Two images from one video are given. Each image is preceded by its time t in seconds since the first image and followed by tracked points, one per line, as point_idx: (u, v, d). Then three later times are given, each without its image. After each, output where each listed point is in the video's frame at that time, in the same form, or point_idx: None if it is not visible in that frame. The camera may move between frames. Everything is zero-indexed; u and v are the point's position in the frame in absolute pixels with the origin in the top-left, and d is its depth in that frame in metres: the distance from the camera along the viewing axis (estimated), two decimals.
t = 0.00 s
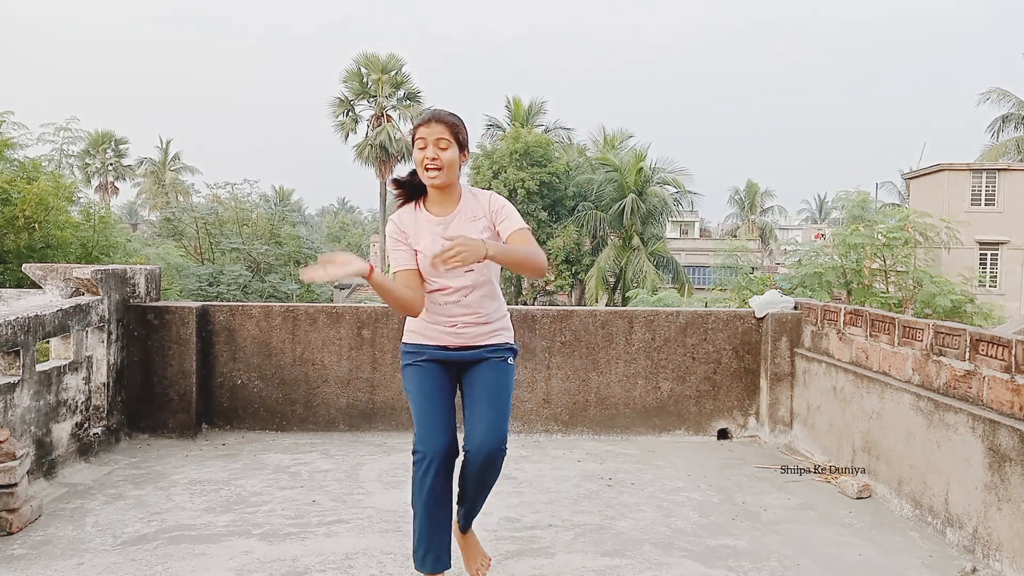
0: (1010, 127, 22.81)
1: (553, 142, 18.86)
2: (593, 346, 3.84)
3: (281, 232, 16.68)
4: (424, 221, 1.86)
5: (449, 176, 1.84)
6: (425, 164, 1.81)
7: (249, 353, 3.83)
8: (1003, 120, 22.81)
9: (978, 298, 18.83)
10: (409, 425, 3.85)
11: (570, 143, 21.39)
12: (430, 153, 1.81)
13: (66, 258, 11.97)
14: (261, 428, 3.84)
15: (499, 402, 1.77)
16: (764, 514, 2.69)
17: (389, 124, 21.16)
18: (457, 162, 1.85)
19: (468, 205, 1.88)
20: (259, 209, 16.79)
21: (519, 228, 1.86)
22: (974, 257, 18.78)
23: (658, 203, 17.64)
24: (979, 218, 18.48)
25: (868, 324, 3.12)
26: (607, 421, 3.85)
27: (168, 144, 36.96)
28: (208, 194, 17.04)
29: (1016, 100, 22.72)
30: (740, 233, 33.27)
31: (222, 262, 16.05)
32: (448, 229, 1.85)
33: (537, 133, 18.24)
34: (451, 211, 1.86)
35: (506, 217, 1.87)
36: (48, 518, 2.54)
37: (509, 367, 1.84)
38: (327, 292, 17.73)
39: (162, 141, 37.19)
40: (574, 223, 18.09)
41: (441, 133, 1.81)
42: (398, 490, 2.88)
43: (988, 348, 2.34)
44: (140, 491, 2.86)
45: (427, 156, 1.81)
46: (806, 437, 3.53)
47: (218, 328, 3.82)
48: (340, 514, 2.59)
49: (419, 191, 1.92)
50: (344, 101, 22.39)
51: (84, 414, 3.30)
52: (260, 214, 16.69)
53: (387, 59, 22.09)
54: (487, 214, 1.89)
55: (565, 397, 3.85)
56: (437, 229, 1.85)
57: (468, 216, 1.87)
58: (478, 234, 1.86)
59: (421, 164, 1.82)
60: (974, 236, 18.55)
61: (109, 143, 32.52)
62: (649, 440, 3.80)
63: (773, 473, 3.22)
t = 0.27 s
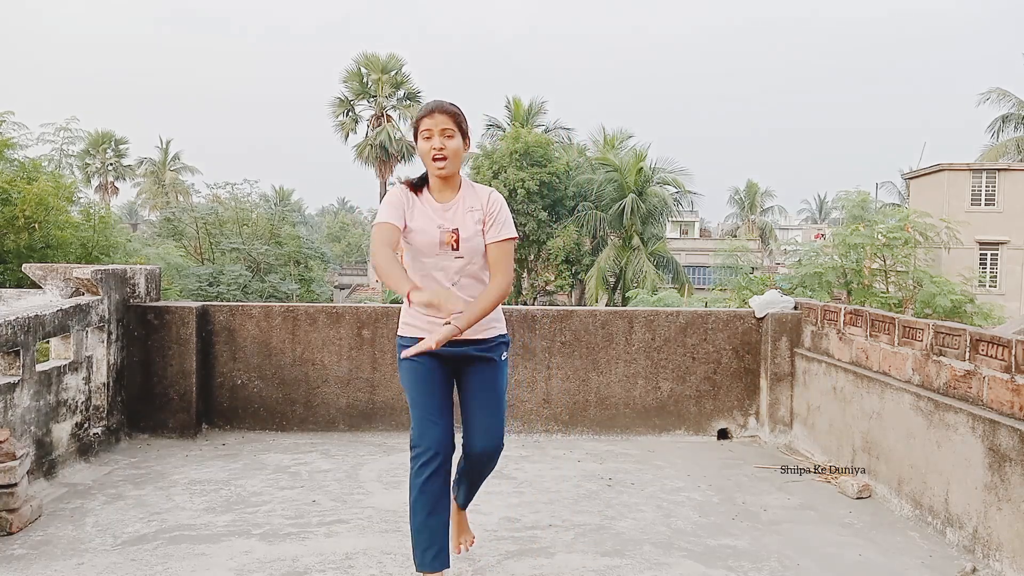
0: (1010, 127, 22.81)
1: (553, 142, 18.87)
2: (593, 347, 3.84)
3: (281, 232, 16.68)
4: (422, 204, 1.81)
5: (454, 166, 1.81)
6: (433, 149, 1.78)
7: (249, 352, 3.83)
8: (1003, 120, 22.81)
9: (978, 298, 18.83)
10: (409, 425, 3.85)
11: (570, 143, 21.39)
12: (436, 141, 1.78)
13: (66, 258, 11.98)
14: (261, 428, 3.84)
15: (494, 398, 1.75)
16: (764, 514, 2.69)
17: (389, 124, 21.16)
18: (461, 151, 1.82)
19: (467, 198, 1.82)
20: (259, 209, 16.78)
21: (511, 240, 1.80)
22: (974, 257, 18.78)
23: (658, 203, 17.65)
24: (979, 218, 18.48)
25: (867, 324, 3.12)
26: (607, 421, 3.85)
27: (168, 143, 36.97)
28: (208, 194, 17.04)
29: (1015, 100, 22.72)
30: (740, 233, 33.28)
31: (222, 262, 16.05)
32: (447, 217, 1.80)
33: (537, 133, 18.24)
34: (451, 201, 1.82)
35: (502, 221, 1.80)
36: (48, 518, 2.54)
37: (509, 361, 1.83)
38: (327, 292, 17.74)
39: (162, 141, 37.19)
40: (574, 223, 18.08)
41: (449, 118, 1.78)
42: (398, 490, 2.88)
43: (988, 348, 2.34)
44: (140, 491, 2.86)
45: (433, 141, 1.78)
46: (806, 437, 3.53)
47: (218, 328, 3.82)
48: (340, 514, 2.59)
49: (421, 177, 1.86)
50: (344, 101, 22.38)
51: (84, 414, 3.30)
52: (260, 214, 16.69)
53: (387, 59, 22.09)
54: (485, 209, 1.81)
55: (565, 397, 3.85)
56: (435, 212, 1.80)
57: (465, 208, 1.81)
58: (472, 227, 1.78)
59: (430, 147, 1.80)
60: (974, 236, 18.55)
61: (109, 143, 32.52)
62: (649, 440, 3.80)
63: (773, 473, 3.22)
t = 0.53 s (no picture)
0: (1010, 127, 22.82)
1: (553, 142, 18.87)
2: (593, 347, 3.84)
3: (281, 232, 16.68)
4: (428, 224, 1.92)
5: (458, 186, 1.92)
6: (438, 173, 1.89)
7: (249, 353, 3.83)
8: (1003, 120, 22.82)
9: (978, 298, 18.83)
10: (409, 426, 3.85)
11: (570, 143, 21.39)
12: (443, 164, 1.90)
13: (66, 258, 11.97)
14: (262, 428, 3.84)
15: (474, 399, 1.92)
16: (764, 514, 2.69)
17: (389, 124, 21.15)
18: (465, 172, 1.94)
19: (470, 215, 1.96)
20: (259, 209, 16.77)
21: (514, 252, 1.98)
22: (974, 257, 18.78)
23: (658, 203, 17.65)
24: (979, 218, 18.48)
25: (867, 324, 3.12)
26: (607, 421, 3.85)
27: (168, 143, 36.97)
28: (208, 194, 17.03)
29: (1015, 100, 22.73)
30: (740, 233, 33.28)
31: (222, 262, 16.05)
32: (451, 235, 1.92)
33: (537, 133, 18.24)
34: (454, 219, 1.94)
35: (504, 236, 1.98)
36: (48, 517, 2.54)
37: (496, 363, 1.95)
38: (327, 292, 17.74)
39: (162, 141, 37.21)
40: (574, 223, 18.07)
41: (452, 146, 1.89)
42: (398, 490, 2.88)
43: (988, 348, 2.34)
44: (140, 491, 2.86)
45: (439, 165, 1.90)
46: (806, 437, 3.53)
47: (218, 328, 3.82)
48: (340, 514, 2.60)
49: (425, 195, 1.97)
50: (344, 101, 22.38)
51: (84, 414, 3.30)
52: (260, 214, 16.68)
53: (387, 59, 22.09)
54: (487, 227, 1.97)
55: (565, 397, 3.85)
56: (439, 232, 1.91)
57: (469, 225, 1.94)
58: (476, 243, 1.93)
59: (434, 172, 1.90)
60: (974, 236, 18.54)
61: (109, 143, 32.52)
62: (649, 440, 3.80)
63: (773, 473, 3.22)
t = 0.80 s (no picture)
0: (1010, 127, 22.83)
1: (553, 142, 18.88)
2: (593, 346, 3.84)
3: (281, 232, 16.68)
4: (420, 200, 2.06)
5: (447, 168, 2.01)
6: (427, 156, 1.99)
7: (249, 353, 3.83)
8: (1003, 120, 22.82)
9: (978, 298, 18.83)
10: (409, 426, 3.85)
11: (570, 143, 21.40)
12: (432, 148, 1.98)
13: (66, 258, 11.98)
14: (262, 428, 3.84)
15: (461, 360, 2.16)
16: (763, 514, 2.69)
17: (389, 125, 21.15)
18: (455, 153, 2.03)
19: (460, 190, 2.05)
20: (259, 209, 16.76)
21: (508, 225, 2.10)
22: (974, 257, 18.78)
23: (658, 203, 17.66)
24: (979, 218, 18.48)
25: (868, 324, 3.12)
26: (607, 421, 3.85)
27: (168, 143, 37.01)
28: (208, 194, 17.02)
29: (1016, 100, 22.73)
30: (740, 233, 33.27)
31: (222, 262, 16.06)
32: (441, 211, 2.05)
33: (537, 133, 18.24)
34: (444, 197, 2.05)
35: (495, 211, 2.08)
36: (48, 518, 2.54)
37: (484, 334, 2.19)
38: (327, 292, 17.76)
39: (163, 141, 37.25)
40: (574, 223, 18.06)
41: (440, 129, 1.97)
42: (398, 490, 2.88)
43: (988, 348, 2.34)
44: (140, 491, 2.86)
45: (428, 149, 1.98)
46: (807, 437, 3.53)
47: (218, 328, 3.82)
48: (340, 514, 2.59)
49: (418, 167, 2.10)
50: (344, 101, 22.38)
51: (84, 414, 3.30)
52: (260, 214, 16.67)
53: (387, 59, 22.08)
54: (477, 203, 2.07)
55: (565, 397, 3.85)
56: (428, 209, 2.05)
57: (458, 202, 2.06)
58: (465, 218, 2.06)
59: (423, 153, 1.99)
60: (974, 236, 18.55)
61: (109, 143, 32.55)
62: (649, 440, 3.80)
63: (773, 473, 3.22)
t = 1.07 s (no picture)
0: (1010, 127, 22.83)
1: (553, 142, 18.88)
2: (593, 347, 3.84)
3: (281, 232, 16.68)
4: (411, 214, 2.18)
5: (436, 178, 2.13)
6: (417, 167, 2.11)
7: (249, 353, 3.83)
8: (1003, 120, 22.82)
9: (978, 298, 18.83)
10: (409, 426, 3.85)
11: (570, 143, 21.40)
12: (421, 157, 2.11)
13: (66, 258, 11.98)
14: (261, 428, 3.84)
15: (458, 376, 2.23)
16: (763, 514, 2.69)
17: (389, 124, 21.15)
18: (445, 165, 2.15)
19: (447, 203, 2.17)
20: (259, 209, 16.75)
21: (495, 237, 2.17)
22: (974, 257, 18.78)
23: (658, 203, 17.67)
24: (979, 218, 18.47)
25: (867, 324, 3.12)
26: (607, 421, 3.85)
27: (168, 143, 37.06)
28: (208, 194, 17.02)
29: (1016, 100, 22.73)
30: (740, 233, 33.28)
31: (222, 262, 16.06)
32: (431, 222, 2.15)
33: (537, 133, 18.25)
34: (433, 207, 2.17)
35: (482, 223, 2.17)
36: (48, 518, 2.54)
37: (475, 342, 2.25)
38: (327, 292, 17.77)
39: (163, 141, 37.29)
40: (574, 223, 18.06)
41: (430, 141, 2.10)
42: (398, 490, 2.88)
43: (988, 348, 2.34)
44: (140, 491, 2.86)
45: (418, 159, 2.11)
46: (806, 437, 3.53)
47: (218, 328, 3.82)
48: (340, 514, 2.59)
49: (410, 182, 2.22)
50: (344, 101, 22.39)
51: (84, 414, 3.30)
52: (260, 214, 16.67)
53: (387, 59, 22.08)
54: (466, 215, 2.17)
55: (565, 397, 3.85)
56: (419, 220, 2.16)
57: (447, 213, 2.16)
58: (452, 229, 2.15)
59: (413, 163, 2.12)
60: (974, 235, 18.54)
61: (108, 143, 32.59)
62: (649, 440, 3.80)
63: (773, 473, 3.22)
